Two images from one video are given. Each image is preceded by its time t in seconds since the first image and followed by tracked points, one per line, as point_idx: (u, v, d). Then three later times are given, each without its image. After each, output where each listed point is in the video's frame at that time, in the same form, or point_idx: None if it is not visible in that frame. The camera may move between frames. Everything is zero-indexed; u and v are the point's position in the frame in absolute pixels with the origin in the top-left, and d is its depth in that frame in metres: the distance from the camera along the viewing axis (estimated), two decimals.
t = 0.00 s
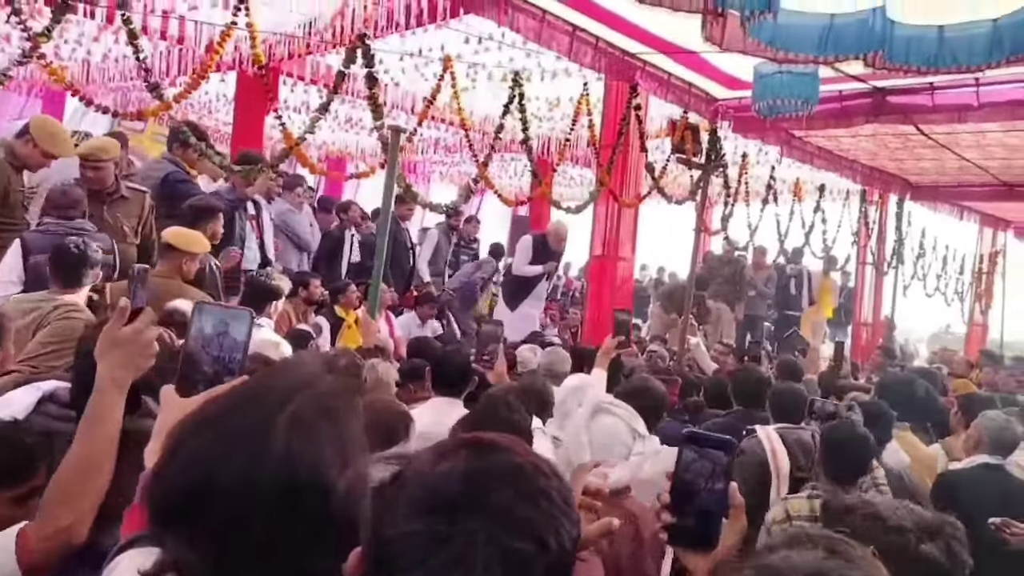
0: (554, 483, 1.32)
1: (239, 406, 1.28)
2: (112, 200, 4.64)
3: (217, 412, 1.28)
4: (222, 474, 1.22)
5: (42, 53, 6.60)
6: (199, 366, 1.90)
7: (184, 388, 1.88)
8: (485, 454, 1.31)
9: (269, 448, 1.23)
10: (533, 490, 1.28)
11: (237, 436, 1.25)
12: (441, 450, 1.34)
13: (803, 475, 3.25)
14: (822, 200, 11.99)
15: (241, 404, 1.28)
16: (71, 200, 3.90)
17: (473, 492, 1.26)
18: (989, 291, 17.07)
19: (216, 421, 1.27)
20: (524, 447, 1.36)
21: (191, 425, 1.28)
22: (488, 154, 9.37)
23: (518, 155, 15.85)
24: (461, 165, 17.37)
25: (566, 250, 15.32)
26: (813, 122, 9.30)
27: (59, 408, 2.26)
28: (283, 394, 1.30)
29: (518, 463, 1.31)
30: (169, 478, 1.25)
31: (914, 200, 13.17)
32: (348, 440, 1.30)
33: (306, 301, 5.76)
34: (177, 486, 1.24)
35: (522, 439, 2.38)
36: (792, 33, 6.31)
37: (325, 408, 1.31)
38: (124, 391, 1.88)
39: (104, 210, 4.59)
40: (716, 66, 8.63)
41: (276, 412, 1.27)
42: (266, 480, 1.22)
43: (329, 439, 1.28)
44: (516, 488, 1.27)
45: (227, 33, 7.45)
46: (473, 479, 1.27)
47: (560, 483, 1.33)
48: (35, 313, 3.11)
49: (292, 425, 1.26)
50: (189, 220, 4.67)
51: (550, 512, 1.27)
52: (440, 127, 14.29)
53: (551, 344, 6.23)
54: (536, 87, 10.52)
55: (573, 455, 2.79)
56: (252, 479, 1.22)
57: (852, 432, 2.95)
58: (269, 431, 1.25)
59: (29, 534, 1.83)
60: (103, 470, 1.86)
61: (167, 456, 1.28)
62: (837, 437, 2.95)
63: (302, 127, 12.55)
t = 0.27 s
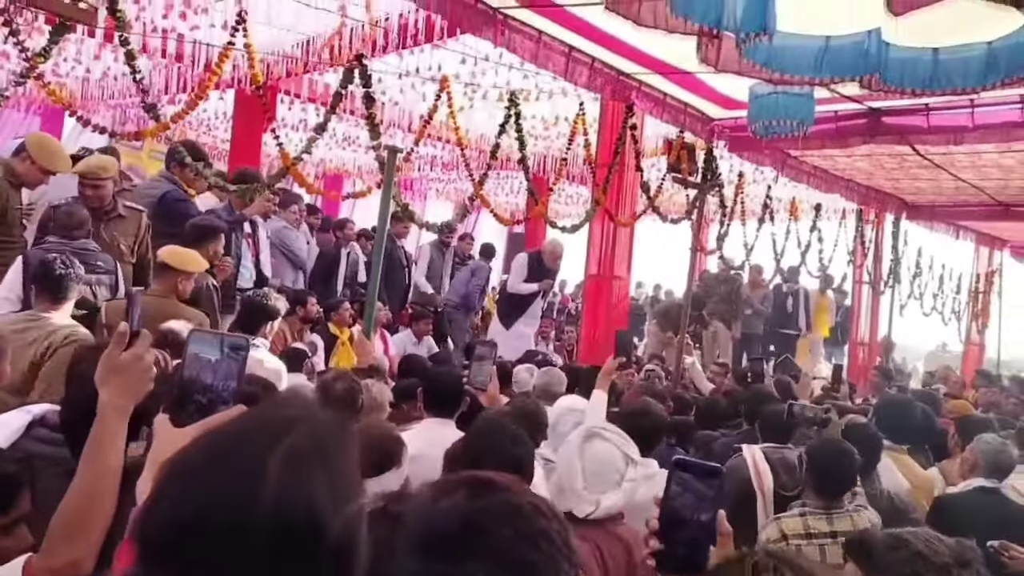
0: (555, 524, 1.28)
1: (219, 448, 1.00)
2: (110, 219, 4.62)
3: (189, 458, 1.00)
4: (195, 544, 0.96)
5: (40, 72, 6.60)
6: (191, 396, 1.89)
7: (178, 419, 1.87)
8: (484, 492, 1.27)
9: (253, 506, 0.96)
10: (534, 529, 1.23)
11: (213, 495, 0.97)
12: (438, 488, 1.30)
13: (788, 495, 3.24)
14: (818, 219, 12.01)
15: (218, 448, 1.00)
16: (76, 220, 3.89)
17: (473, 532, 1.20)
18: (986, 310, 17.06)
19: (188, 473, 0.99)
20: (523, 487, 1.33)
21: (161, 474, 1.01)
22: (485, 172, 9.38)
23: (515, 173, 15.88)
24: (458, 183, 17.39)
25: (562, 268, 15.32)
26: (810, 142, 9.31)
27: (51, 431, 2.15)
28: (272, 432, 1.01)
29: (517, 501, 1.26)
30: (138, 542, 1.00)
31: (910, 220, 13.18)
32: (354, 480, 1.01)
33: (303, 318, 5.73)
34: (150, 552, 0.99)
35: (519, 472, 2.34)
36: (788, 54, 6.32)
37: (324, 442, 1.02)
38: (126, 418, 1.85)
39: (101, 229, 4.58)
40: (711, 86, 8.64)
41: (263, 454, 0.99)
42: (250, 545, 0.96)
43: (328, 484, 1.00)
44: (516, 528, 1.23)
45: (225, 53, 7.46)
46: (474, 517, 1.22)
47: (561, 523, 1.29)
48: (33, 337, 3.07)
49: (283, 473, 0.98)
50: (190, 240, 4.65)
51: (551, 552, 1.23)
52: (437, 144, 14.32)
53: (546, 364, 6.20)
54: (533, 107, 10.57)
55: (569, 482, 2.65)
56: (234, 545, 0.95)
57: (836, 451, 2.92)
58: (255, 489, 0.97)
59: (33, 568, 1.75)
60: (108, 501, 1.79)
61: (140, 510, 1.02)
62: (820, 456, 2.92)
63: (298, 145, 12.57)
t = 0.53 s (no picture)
0: (563, 541, 1.21)
1: (217, 467, 1.04)
2: (114, 234, 4.62)
3: (189, 474, 1.04)
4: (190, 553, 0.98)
5: (42, 89, 6.60)
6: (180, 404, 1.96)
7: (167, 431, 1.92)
8: (493, 508, 1.20)
9: (249, 522, 0.99)
10: (543, 544, 1.17)
11: (211, 508, 1.00)
12: (446, 505, 1.22)
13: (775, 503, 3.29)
14: (823, 229, 11.97)
15: (218, 466, 1.04)
16: (80, 233, 3.89)
17: (481, 548, 1.13)
18: (993, 319, 16.98)
19: (187, 487, 1.02)
20: (529, 502, 1.28)
21: (157, 489, 1.04)
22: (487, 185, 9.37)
23: (519, 185, 15.89)
24: (462, 197, 17.40)
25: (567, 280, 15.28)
26: (813, 151, 9.29)
27: (54, 448, 2.14)
28: (269, 454, 1.06)
29: (526, 517, 1.20)
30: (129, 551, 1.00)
31: (916, 229, 13.14)
32: (344, 505, 1.07)
33: (308, 332, 5.66)
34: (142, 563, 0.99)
35: (525, 486, 2.29)
36: (790, 63, 6.32)
37: (320, 465, 1.07)
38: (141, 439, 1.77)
39: (104, 244, 4.57)
40: (713, 96, 8.62)
41: (260, 473, 1.04)
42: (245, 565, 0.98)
43: (323, 506, 1.04)
44: (524, 540, 1.16)
45: (227, 69, 7.48)
46: (483, 530, 1.15)
47: (568, 540, 1.23)
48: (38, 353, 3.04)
49: (280, 493, 1.02)
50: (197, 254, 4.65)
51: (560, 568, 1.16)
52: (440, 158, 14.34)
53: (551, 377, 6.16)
54: (536, 119, 10.59)
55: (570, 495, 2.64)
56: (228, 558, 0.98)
57: (844, 459, 2.88)
58: (251, 507, 1.00)
59: None
60: (121, 519, 1.69)
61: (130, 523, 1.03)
62: (827, 465, 2.89)
63: (301, 160, 12.59)
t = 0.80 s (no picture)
0: (570, 552, 1.18)
1: (228, 488, 1.06)
2: (119, 239, 4.61)
3: (198, 494, 1.06)
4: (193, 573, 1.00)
5: (47, 95, 6.60)
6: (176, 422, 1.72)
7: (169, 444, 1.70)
8: (500, 521, 1.16)
9: (253, 544, 1.01)
10: (550, 557, 1.14)
11: (217, 528, 1.02)
12: (450, 517, 1.19)
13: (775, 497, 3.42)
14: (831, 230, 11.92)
15: (228, 487, 1.05)
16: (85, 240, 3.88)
17: (489, 567, 1.09)
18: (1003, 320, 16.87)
19: (196, 507, 1.04)
20: (537, 513, 1.24)
21: (167, 507, 1.06)
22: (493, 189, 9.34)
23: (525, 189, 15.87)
24: (468, 201, 17.40)
25: (574, 283, 15.24)
26: (820, 152, 9.24)
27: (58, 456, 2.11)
28: (278, 475, 1.07)
29: (536, 529, 1.17)
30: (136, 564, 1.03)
31: (924, 230, 13.08)
32: (350, 530, 1.08)
33: (314, 337, 5.59)
34: None
35: (532, 494, 2.25)
36: (797, 60, 6.26)
37: (329, 492, 1.08)
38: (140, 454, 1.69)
39: (109, 250, 4.56)
40: (719, 97, 8.59)
41: (269, 494, 1.05)
42: None
43: (328, 532, 1.05)
44: (531, 554, 1.13)
45: (230, 73, 7.48)
46: (491, 547, 1.12)
47: (578, 553, 1.19)
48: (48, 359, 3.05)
49: (286, 515, 1.04)
50: (200, 260, 4.63)
51: None
52: (445, 162, 14.33)
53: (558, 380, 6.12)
54: (541, 122, 10.58)
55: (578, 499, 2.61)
56: None
57: (848, 457, 2.95)
58: (258, 529, 1.02)
59: None
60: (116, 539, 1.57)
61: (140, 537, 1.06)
62: (835, 462, 2.95)
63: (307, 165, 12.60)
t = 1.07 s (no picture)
0: (591, 561, 1.15)
1: (275, 479, 1.14)
2: (124, 239, 4.58)
3: (245, 486, 1.13)
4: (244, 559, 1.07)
5: (51, 95, 6.59)
6: (206, 417, 1.56)
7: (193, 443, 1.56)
8: (516, 527, 1.13)
9: (300, 534, 1.08)
10: (567, 567, 1.11)
11: (267, 519, 1.09)
12: (466, 522, 1.16)
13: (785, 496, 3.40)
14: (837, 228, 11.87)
15: (276, 478, 1.13)
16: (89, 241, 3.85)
17: None
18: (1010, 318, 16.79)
19: (246, 498, 1.11)
20: (556, 517, 1.21)
21: (216, 499, 1.14)
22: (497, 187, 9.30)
23: (530, 188, 15.84)
24: (472, 200, 17.37)
25: (578, 282, 15.21)
26: (826, 149, 9.21)
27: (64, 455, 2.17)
28: (320, 471, 1.14)
29: (555, 538, 1.13)
30: (190, 551, 1.10)
31: (930, 228, 13.02)
32: (390, 521, 1.15)
33: (317, 337, 5.55)
34: (203, 564, 1.09)
35: (540, 494, 2.23)
36: (804, 57, 6.22)
37: (372, 484, 1.16)
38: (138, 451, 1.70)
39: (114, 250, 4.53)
40: (725, 94, 8.55)
41: (312, 487, 1.13)
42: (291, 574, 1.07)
43: (370, 520, 1.13)
44: (549, 566, 1.10)
45: (233, 71, 7.45)
46: (506, 556, 1.09)
47: (598, 562, 1.16)
48: (51, 359, 3.02)
49: (330, 507, 1.11)
50: (202, 258, 4.59)
51: None
52: (449, 161, 14.31)
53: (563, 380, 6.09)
54: (546, 120, 10.56)
55: (584, 497, 2.59)
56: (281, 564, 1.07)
57: (827, 452, 3.11)
58: (305, 518, 1.09)
59: None
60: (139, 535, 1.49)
61: (192, 526, 1.13)
62: (817, 459, 3.09)
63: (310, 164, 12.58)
